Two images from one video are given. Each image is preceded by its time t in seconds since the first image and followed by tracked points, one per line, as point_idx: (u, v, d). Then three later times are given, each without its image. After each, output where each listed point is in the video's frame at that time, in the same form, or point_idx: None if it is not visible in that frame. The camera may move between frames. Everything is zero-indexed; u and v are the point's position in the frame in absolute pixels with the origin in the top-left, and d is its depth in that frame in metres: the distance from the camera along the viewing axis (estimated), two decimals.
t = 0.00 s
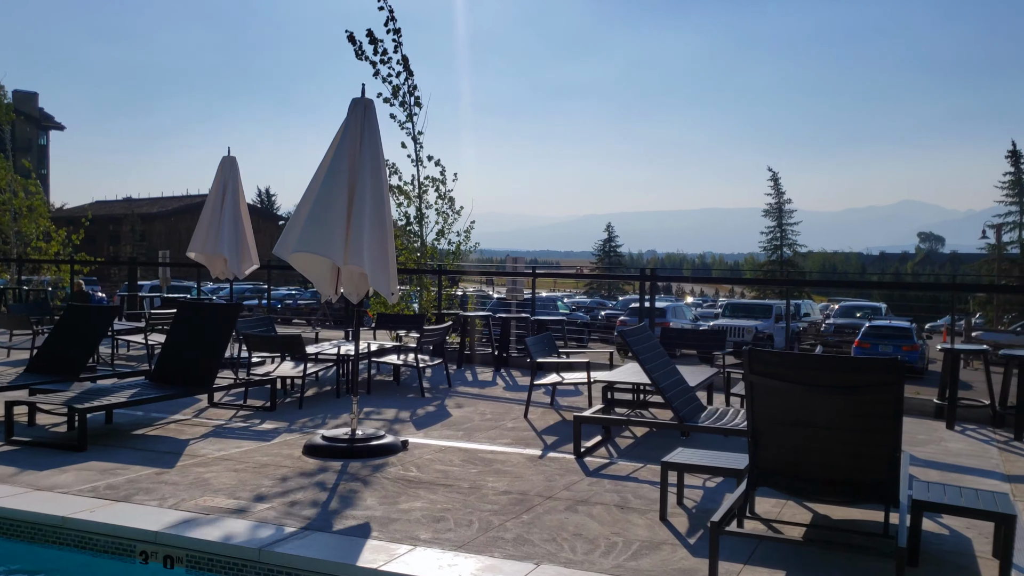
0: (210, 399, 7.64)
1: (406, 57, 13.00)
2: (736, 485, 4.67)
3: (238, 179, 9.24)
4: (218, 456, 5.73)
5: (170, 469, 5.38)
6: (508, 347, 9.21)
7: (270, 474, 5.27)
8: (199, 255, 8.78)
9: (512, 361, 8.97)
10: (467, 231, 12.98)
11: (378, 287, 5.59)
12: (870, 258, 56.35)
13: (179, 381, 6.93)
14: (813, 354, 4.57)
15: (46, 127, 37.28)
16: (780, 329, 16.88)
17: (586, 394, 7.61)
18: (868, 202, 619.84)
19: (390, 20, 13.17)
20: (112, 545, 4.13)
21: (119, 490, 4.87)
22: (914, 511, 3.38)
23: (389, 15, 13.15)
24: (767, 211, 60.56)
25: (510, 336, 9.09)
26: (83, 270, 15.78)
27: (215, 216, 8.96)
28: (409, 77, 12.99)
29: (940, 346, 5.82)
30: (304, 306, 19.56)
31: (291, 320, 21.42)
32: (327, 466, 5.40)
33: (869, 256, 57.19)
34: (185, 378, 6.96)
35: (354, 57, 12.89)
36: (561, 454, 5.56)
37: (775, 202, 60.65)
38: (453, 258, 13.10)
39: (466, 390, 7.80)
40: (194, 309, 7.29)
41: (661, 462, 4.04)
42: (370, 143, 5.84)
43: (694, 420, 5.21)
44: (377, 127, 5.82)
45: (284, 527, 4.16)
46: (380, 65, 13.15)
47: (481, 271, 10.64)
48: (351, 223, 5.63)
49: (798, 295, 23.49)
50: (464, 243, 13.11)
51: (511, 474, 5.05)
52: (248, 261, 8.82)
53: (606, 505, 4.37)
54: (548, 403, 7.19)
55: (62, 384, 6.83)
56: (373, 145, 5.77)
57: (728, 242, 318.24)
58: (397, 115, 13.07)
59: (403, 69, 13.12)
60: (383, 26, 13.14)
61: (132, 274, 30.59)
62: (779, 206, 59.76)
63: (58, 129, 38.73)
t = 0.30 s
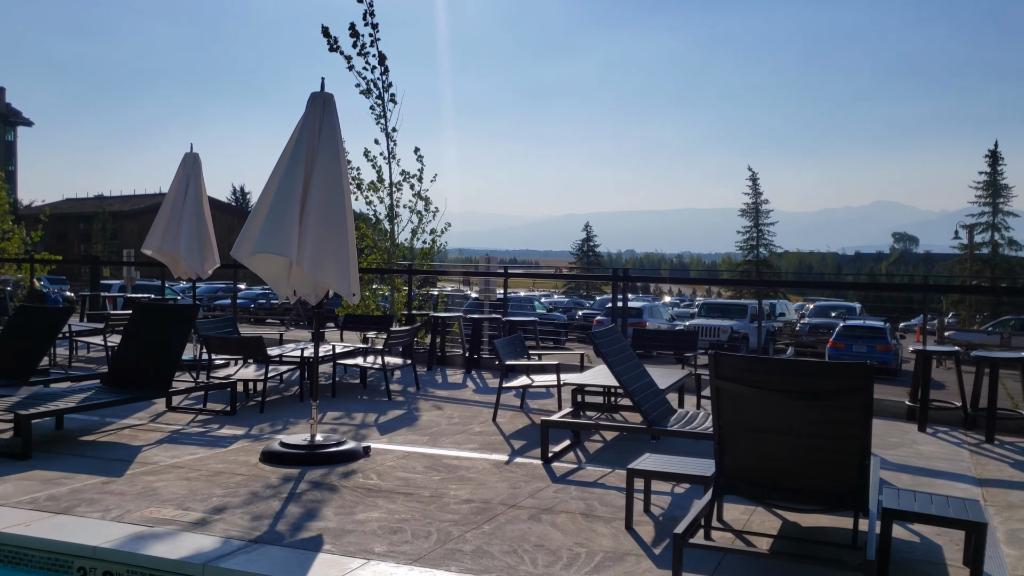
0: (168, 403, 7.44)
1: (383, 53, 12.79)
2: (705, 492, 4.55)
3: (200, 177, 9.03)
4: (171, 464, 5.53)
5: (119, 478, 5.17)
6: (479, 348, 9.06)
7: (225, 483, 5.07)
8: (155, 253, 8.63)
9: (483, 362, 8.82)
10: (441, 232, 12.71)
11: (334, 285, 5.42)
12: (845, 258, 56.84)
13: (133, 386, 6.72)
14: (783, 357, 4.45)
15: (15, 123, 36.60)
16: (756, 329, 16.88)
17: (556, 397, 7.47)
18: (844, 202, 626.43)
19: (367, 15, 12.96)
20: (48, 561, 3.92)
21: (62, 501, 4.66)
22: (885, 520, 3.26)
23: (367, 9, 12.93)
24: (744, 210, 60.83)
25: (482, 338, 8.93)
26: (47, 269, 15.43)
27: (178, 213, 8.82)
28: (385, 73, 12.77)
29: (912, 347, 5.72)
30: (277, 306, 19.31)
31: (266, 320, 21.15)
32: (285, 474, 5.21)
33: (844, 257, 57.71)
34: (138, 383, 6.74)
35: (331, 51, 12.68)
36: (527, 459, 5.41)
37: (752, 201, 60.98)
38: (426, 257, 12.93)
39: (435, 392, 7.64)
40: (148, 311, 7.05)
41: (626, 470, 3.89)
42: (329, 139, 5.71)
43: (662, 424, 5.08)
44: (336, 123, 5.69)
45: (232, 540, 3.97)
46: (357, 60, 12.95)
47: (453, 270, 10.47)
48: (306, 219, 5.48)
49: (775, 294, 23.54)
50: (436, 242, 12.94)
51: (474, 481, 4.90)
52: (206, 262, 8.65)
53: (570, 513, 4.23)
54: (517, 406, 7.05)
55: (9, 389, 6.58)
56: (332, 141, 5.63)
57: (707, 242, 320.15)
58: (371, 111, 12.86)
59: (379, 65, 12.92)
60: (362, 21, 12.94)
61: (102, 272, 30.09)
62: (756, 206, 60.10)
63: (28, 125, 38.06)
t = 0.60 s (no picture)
0: (130, 409, 7.18)
1: (362, 50, 12.57)
2: (678, 501, 4.39)
3: (166, 175, 8.74)
4: (127, 474, 5.29)
5: (70, 490, 4.94)
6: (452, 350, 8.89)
7: (181, 494, 4.85)
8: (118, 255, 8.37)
9: (457, 365, 8.64)
10: (410, 229, 12.63)
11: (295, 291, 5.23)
12: (823, 257, 57.27)
13: (93, 392, 6.45)
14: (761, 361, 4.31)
15: None
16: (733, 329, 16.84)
17: (529, 401, 7.31)
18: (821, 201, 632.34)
19: (348, 13, 12.72)
20: None
21: (7, 515, 4.42)
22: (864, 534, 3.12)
23: (349, 7, 12.70)
24: (722, 209, 61.02)
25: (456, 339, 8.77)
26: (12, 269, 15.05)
27: (143, 214, 8.56)
28: (362, 71, 12.55)
29: (890, 349, 5.60)
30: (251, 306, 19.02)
31: (241, 319, 20.85)
32: (245, 484, 5.00)
33: (822, 256, 58.14)
34: (100, 390, 6.48)
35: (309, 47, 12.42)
36: (498, 467, 5.23)
37: (730, 201, 61.18)
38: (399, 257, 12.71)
39: (406, 396, 7.44)
40: (109, 312, 6.76)
41: (597, 480, 3.72)
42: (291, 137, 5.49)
43: (636, 430, 4.92)
44: (298, 121, 5.46)
45: (184, 557, 3.76)
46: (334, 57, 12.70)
47: (427, 270, 10.27)
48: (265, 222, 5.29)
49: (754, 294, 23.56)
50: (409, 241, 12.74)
51: (442, 491, 4.71)
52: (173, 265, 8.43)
53: (539, 526, 4.06)
54: (490, 410, 6.87)
55: None
56: (293, 141, 5.41)
57: (686, 240, 321.79)
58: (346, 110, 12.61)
59: (357, 62, 12.69)
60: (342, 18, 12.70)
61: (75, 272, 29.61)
62: (734, 205, 60.34)
63: None
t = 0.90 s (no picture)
0: (95, 414, 6.92)
1: (327, 48, 12.30)
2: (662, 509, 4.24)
3: (135, 174, 8.49)
4: (86, 483, 5.05)
5: (25, 500, 4.69)
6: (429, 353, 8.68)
7: (143, 504, 4.61)
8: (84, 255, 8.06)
9: (434, 368, 8.43)
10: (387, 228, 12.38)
11: (265, 292, 5.05)
12: (800, 257, 57.56)
13: (54, 398, 6.18)
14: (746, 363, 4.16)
15: None
16: (712, 329, 16.77)
17: (508, 404, 7.13)
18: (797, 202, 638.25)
19: (309, 10, 12.48)
20: None
21: None
22: (858, 545, 2.98)
23: (309, 2, 12.41)
24: (699, 210, 61.12)
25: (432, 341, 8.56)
26: None
27: (111, 213, 8.28)
28: (328, 68, 12.29)
29: (876, 351, 5.50)
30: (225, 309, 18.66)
31: (215, 322, 20.47)
32: (211, 493, 4.77)
33: (799, 256, 58.48)
34: (60, 396, 6.21)
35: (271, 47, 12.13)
36: (476, 473, 5.05)
37: (707, 201, 61.25)
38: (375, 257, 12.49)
39: (382, 400, 7.23)
40: (71, 314, 6.48)
41: (578, 489, 3.56)
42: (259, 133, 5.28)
43: (618, 435, 4.76)
44: (267, 114, 5.25)
45: (142, 572, 3.54)
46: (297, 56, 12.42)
47: (403, 270, 10.06)
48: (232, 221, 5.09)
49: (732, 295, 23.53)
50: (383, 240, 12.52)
51: (417, 499, 4.52)
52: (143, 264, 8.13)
53: (518, 536, 3.88)
54: (467, 414, 6.68)
55: None
56: (262, 136, 5.21)
57: (665, 241, 323.23)
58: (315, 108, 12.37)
59: (323, 60, 12.42)
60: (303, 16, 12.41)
61: (45, 274, 29.00)
62: (711, 205, 60.51)
63: None
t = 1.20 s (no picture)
0: (65, 420, 6.68)
1: (295, 43, 12.08)
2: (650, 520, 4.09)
3: (108, 173, 8.26)
4: (50, 494, 4.82)
5: None
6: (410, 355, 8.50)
7: (108, 516, 4.40)
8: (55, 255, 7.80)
9: (416, 370, 8.25)
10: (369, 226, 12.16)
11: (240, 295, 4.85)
12: (783, 257, 57.75)
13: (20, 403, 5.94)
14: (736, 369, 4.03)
15: None
16: (696, 329, 16.69)
17: (491, 409, 6.97)
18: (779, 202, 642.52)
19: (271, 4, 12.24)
20: None
21: None
22: (857, 563, 2.85)
23: None
24: (682, 210, 61.19)
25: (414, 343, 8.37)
26: None
27: (82, 211, 8.03)
28: (298, 64, 12.09)
29: (867, 354, 5.40)
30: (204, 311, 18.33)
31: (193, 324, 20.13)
32: (180, 505, 4.56)
33: (781, 256, 58.71)
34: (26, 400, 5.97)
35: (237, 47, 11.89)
36: (458, 482, 4.88)
37: (689, 201, 61.26)
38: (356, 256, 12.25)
39: (362, 405, 7.04)
40: (38, 316, 6.28)
41: (565, 502, 3.41)
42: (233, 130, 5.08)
43: (605, 442, 4.62)
44: (241, 110, 5.06)
45: None
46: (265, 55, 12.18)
47: (384, 271, 9.87)
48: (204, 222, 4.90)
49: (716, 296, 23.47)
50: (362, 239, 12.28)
51: (396, 511, 4.35)
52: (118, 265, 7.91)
53: (502, 551, 3.72)
54: (450, 420, 6.51)
55: None
56: (236, 134, 5.02)
57: (648, 240, 324.17)
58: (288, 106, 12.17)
59: (291, 55, 12.22)
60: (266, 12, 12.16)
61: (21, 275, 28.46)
62: (694, 205, 60.57)
63: None
